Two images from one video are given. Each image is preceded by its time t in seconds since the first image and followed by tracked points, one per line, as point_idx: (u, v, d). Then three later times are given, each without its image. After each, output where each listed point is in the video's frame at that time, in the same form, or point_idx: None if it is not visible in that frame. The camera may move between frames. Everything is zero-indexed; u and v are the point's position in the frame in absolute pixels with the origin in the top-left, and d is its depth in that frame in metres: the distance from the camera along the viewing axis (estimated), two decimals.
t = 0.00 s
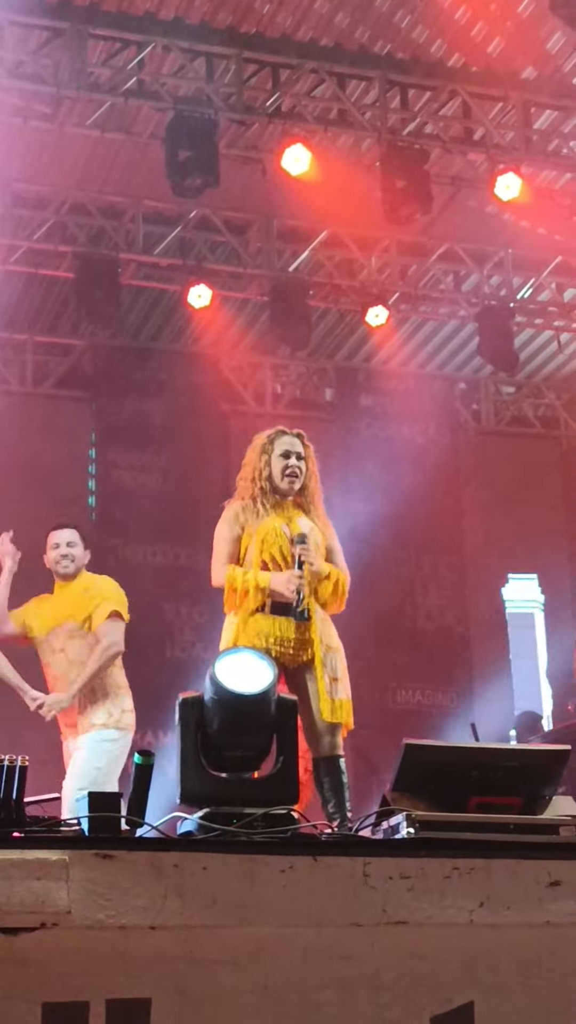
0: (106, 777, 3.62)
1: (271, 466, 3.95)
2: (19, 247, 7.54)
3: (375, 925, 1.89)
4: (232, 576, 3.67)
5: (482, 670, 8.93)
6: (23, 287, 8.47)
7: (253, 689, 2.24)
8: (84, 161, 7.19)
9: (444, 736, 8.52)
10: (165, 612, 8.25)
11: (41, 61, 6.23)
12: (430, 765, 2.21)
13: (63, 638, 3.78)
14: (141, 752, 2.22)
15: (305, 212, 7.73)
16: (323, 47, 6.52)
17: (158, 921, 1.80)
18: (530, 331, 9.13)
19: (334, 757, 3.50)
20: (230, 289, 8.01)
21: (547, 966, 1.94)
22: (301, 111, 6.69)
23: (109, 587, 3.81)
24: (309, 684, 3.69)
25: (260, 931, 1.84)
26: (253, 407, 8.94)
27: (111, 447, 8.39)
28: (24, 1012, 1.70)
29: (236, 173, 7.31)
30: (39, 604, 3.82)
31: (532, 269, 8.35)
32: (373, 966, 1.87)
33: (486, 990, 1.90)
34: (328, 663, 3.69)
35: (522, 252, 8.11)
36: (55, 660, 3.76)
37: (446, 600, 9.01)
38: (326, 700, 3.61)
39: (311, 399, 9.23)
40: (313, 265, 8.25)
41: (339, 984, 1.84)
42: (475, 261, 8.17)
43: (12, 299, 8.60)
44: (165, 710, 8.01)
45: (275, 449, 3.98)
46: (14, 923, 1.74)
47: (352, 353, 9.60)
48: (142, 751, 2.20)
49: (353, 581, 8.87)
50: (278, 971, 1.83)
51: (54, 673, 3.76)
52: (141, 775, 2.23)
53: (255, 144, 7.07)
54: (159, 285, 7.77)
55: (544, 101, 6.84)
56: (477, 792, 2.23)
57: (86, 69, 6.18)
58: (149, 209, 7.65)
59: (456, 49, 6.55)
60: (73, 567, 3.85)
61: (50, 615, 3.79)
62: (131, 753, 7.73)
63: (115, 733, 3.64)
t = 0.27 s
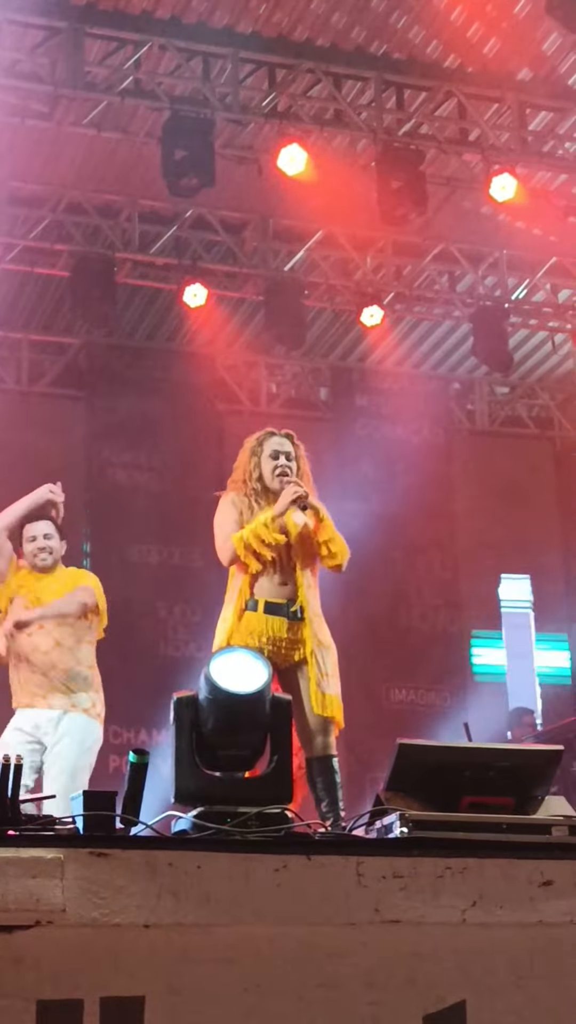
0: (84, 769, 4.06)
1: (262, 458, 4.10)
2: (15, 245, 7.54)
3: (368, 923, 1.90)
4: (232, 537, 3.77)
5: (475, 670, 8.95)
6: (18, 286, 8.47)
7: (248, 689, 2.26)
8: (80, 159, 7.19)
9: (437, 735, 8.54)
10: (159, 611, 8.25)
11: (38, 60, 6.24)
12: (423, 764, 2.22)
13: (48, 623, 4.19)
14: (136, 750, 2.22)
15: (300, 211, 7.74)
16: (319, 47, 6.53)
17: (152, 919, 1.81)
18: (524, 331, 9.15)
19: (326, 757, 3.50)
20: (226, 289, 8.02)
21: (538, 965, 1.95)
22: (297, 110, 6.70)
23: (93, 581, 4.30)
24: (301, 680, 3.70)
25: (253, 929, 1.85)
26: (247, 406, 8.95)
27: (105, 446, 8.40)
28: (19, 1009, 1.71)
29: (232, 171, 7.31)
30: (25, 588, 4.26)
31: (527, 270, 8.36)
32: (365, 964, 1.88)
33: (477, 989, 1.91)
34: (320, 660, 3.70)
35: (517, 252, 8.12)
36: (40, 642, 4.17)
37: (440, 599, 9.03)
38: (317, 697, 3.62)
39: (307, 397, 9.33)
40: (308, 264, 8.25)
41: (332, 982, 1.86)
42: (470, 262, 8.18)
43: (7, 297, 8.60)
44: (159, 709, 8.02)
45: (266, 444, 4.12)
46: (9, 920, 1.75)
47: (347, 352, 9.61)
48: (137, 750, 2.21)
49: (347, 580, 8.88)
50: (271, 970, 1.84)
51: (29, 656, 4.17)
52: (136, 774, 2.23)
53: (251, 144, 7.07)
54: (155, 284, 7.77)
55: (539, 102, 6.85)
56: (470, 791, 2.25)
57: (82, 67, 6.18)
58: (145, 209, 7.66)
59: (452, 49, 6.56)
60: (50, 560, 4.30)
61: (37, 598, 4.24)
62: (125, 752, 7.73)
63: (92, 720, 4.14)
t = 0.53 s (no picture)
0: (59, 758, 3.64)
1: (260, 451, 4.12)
2: (13, 243, 7.55)
3: (364, 921, 1.91)
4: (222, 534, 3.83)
5: (471, 670, 8.95)
6: (15, 284, 8.47)
7: (244, 686, 2.26)
8: (78, 157, 7.20)
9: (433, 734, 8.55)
10: (156, 609, 8.26)
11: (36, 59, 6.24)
12: (420, 763, 2.23)
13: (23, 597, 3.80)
14: (133, 747, 2.23)
15: (298, 210, 7.74)
16: (318, 46, 6.52)
17: (148, 915, 1.82)
18: (522, 331, 9.15)
19: (323, 753, 3.53)
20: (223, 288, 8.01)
21: (533, 962, 1.95)
22: (295, 109, 6.70)
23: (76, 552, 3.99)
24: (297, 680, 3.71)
25: (249, 926, 1.86)
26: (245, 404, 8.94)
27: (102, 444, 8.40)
28: (15, 1005, 1.72)
29: (230, 169, 7.30)
30: None
31: (525, 269, 8.36)
32: (361, 961, 1.89)
33: (473, 986, 1.92)
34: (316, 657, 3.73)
35: (515, 252, 8.12)
36: (15, 616, 3.76)
37: (436, 598, 9.04)
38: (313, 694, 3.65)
39: (304, 399, 9.16)
40: (306, 263, 8.25)
41: (327, 979, 1.86)
42: (468, 261, 8.18)
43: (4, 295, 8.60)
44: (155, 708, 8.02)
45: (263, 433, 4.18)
46: (5, 916, 1.75)
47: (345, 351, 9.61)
48: (133, 747, 2.22)
49: (343, 579, 8.88)
50: (267, 966, 1.84)
51: None
52: (133, 771, 2.24)
53: (249, 142, 7.06)
54: (153, 282, 7.77)
55: (538, 102, 6.84)
56: (466, 789, 2.25)
57: (81, 66, 6.19)
58: (143, 207, 7.65)
59: (450, 49, 6.56)
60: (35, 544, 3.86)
61: (9, 569, 3.82)
62: (121, 750, 7.73)
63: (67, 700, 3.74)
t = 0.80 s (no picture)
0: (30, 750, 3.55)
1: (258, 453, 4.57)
2: (11, 242, 7.55)
3: (361, 918, 1.91)
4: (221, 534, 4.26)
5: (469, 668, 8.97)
6: (13, 282, 8.47)
7: (242, 684, 2.27)
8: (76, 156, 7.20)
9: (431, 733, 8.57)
10: (154, 608, 8.26)
11: (34, 58, 6.25)
12: (418, 760, 2.23)
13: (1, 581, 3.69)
14: (131, 746, 2.23)
15: (296, 209, 7.74)
16: (316, 45, 6.53)
17: (147, 913, 1.82)
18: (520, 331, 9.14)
19: (321, 753, 3.75)
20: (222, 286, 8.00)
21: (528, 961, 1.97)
22: (293, 108, 6.71)
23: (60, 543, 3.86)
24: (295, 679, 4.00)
25: (248, 925, 1.86)
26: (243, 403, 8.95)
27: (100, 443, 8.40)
28: (14, 1002, 1.73)
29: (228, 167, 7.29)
30: None
31: (523, 269, 8.37)
32: (359, 959, 1.90)
33: (469, 983, 1.94)
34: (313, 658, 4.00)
35: (513, 251, 8.12)
36: None
37: (434, 597, 9.05)
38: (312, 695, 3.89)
39: (301, 395, 9.33)
40: (304, 263, 8.25)
41: (325, 976, 1.88)
42: (465, 260, 8.18)
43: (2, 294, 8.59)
44: (153, 707, 8.03)
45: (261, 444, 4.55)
46: (3, 914, 1.75)
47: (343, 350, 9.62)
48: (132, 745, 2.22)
49: (341, 578, 8.88)
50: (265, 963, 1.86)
51: None
52: (131, 770, 2.24)
53: (247, 141, 7.06)
54: (151, 281, 7.77)
55: (535, 101, 6.85)
56: (464, 787, 2.26)
57: (79, 66, 6.19)
58: (141, 206, 7.65)
59: (448, 47, 6.56)
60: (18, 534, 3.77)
61: None
62: (119, 750, 7.74)
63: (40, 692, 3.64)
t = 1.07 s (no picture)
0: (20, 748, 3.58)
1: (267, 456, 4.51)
2: (16, 241, 7.56)
3: (370, 915, 1.92)
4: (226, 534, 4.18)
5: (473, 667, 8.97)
6: (18, 281, 8.48)
7: (250, 681, 2.27)
8: (82, 154, 7.21)
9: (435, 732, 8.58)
10: (158, 608, 8.27)
11: (40, 57, 6.26)
12: (425, 757, 2.24)
13: None
14: (140, 741, 2.23)
15: (301, 208, 7.74)
16: (321, 45, 6.54)
17: (155, 910, 1.82)
18: (525, 330, 9.13)
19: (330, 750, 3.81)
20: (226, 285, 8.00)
21: (538, 958, 1.97)
22: (299, 108, 6.71)
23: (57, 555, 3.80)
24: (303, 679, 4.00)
25: (256, 921, 1.86)
26: (247, 403, 8.97)
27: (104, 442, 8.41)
28: (21, 997, 1.73)
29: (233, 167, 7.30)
30: None
31: (527, 269, 8.37)
32: (367, 956, 1.90)
33: (479, 980, 1.93)
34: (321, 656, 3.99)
35: (517, 251, 8.12)
36: None
37: (439, 597, 9.04)
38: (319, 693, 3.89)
39: (305, 395, 9.33)
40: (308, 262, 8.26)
41: (333, 974, 1.87)
42: (470, 260, 8.18)
43: (6, 293, 8.60)
44: (157, 706, 8.03)
45: (270, 444, 4.47)
46: (11, 910, 1.76)
47: (347, 349, 9.62)
48: (140, 741, 2.23)
49: (346, 577, 8.88)
50: (274, 960, 1.85)
51: None
52: (139, 766, 2.25)
53: (253, 140, 7.07)
54: (155, 281, 7.77)
55: (541, 101, 6.85)
56: (471, 785, 2.26)
57: (84, 65, 6.19)
58: (146, 205, 7.66)
59: (454, 47, 6.56)
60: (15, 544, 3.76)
61: None
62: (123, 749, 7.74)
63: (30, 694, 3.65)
